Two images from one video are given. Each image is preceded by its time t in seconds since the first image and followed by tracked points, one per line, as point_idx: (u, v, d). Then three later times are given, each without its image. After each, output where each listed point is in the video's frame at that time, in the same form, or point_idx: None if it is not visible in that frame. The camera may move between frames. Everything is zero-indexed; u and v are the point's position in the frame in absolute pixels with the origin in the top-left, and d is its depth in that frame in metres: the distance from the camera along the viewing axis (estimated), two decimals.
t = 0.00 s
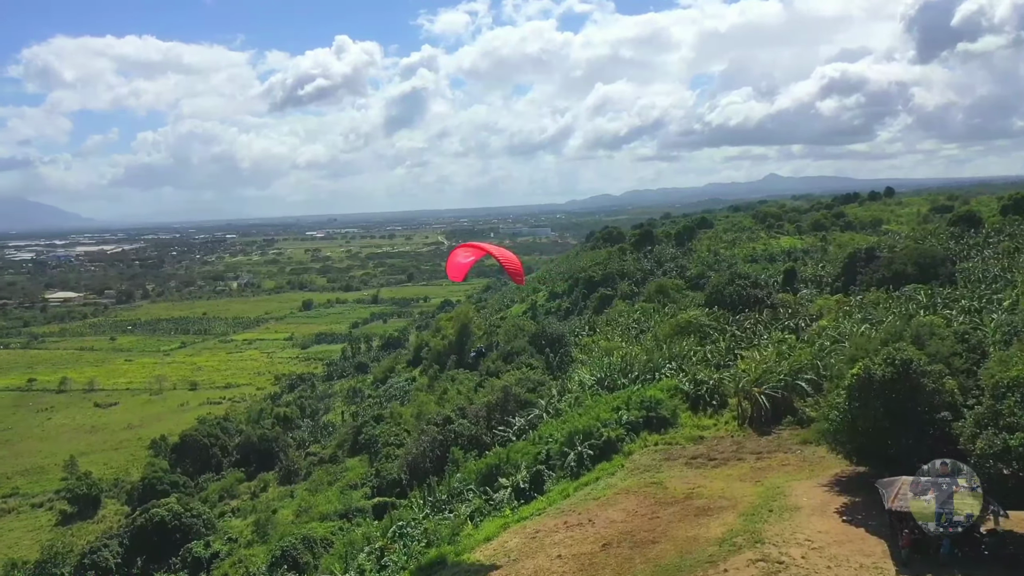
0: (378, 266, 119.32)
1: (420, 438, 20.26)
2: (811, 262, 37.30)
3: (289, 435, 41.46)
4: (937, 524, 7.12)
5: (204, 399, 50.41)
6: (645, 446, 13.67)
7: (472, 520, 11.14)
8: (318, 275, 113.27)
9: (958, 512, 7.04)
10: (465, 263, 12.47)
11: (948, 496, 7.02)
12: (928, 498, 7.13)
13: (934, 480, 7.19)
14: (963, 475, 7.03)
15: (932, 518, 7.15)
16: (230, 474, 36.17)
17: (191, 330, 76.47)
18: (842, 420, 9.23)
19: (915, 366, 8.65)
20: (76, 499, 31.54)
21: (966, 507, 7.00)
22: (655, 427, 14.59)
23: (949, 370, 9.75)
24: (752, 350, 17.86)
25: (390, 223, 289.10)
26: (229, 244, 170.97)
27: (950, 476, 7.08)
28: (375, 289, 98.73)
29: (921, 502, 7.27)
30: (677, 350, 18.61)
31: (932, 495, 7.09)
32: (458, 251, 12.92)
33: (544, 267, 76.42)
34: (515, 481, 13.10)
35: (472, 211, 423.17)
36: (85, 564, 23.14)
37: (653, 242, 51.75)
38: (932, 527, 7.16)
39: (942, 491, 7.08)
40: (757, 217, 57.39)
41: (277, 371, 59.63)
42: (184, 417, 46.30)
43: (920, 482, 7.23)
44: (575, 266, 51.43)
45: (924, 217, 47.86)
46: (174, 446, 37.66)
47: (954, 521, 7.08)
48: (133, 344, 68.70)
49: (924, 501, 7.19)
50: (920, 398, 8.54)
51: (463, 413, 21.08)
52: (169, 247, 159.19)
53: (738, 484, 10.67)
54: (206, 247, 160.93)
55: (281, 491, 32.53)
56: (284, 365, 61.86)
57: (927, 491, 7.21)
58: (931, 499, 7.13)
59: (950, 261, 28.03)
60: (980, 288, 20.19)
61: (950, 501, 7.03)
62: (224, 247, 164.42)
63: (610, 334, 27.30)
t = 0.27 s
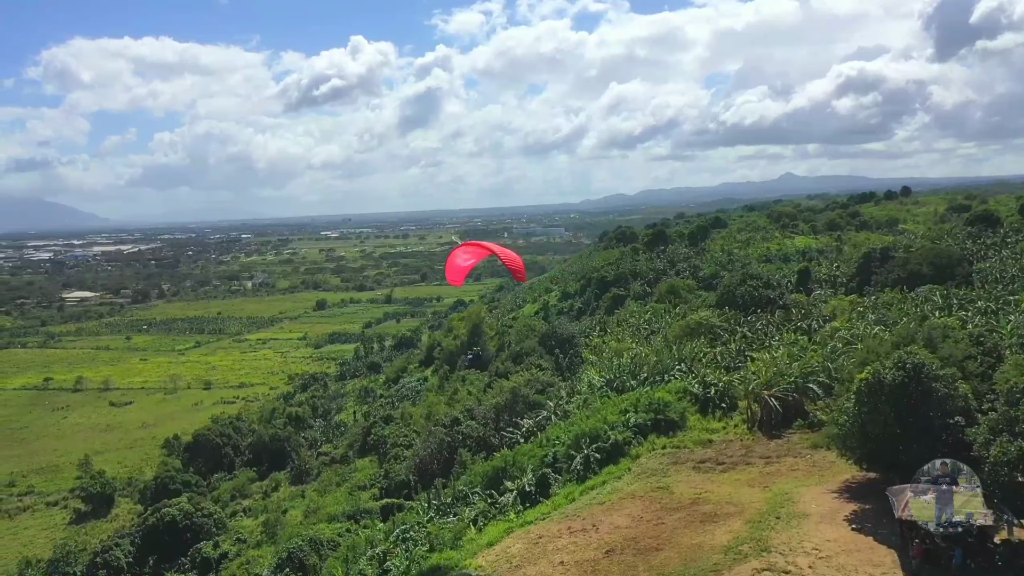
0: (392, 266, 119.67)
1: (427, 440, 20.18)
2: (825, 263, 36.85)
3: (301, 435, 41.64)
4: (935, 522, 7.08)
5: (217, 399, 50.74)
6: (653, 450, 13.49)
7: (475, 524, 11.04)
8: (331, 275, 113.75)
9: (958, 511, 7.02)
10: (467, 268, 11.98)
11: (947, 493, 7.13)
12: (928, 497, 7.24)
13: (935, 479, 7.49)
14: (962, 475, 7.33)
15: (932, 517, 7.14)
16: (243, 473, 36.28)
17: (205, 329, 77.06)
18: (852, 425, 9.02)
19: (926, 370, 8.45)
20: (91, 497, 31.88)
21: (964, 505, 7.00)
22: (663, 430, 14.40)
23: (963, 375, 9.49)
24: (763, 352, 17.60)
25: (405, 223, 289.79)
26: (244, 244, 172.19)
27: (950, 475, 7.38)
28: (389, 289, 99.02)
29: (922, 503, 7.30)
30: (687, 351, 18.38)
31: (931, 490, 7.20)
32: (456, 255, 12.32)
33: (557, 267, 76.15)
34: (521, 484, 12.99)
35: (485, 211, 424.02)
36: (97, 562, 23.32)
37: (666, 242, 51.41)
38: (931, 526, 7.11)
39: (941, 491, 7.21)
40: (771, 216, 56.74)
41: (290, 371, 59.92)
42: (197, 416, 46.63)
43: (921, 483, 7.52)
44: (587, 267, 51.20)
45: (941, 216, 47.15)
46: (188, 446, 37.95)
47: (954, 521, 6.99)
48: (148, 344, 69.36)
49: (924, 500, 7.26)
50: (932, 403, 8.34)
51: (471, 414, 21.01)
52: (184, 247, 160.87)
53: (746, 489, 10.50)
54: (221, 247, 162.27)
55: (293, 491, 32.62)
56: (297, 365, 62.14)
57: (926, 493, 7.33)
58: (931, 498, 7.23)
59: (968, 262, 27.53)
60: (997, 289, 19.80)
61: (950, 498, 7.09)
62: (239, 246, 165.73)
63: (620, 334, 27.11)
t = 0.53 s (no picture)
0: (402, 266, 119.92)
1: (431, 441, 20.13)
2: (835, 262, 36.50)
3: (310, 435, 41.74)
4: (935, 522, 6.99)
5: (227, 398, 50.98)
6: (655, 453, 13.37)
7: (473, 528, 10.97)
8: (342, 274, 114.11)
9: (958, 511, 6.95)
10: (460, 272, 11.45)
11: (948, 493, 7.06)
12: (929, 498, 7.15)
13: (935, 479, 7.40)
14: (962, 474, 7.26)
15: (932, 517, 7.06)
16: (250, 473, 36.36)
17: (216, 329, 77.53)
18: (853, 430, 8.87)
19: (929, 374, 8.30)
20: (100, 497, 32.07)
21: (965, 504, 6.92)
22: (666, 433, 14.27)
23: (969, 379, 9.32)
24: (769, 353, 17.41)
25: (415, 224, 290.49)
26: (255, 244, 173.23)
27: (950, 474, 7.29)
28: (398, 289, 99.23)
29: (922, 503, 7.23)
30: (692, 352, 18.22)
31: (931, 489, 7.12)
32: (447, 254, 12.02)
33: (565, 267, 76.02)
34: (521, 487, 12.91)
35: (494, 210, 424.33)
36: (104, 561, 23.42)
37: (675, 242, 51.16)
38: (932, 526, 6.99)
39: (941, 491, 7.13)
40: (782, 216, 56.29)
41: (300, 371, 60.13)
42: (207, 416, 46.87)
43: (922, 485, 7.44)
44: (595, 267, 51.01)
45: (954, 215, 46.60)
46: (196, 446, 38.09)
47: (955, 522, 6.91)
48: (159, 343, 69.85)
49: (924, 500, 7.17)
50: (935, 407, 8.19)
51: (475, 415, 20.96)
52: (196, 248, 162.00)
53: (748, 493, 10.36)
54: (232, 247, 163.33)
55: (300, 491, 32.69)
56: (307, 365, 62.37)
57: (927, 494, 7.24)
58: (931, 498, 7.14)
59: (980, 261, 27.15)
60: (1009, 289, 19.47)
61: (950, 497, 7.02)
62: (250, 246, 166.81)
63: (627, 335, 26.93)
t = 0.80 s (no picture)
0: (410, 266, 120.14)
1: (431, 442, 20.08)
2: (843, 262, 36.20)
3: (315, 435, 41.80)
4: (935, 522, 6.87)
5: (235, 398, 51.20)
6: (653, 455, 13.26)
7: (467, 532, 10.90)
8: (350, 274, 114.39)
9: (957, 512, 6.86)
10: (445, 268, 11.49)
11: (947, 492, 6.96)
12: (929, 497, 7.06)
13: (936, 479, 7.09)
14: (962, 474, 6.96)
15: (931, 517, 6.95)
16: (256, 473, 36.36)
17: (224, 329, 77.93)
18: (849, 434, 8.74)
19: (925, 377, 8.18)
20: (107, 497, 32.16)
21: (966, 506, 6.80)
22: (665, 435, 14.17)
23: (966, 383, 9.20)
24: (770, 354, 17.25)
25: (423, 224, 290.99)
26: (264, 245, 174.07)
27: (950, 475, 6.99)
28: (406, 289, 99.40)
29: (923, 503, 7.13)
30: (693, 354, 18.08)
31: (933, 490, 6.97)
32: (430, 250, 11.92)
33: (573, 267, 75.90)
34: (517, 489, 12.84)
35: (503, 210, 424.59)
36: (108, 562, 23.47)
37: (682, 241, 50.95)
38: (931, 527, 6.90)
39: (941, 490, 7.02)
40: (790, 216, 55.94)
41: (307, 370, 60.32)
42: (214, 415, 47.05)
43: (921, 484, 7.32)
44: (602, 266, 50.86)
45: (964, 214, 46.14)
46: (202, 445, 38.16)
47: (954, 522, 6.81)
48: (168, 343, 70.24)
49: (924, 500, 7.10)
50: (933, 411, 8.06)
51: (475, 416, 20.91)
52: (205, 247, 162.96)
53: (744, 497, 10.24)
54: (242, 247, 164.20)
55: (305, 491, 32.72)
56: (314, 365, 62.53)
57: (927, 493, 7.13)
58: (931, 498, 7.05)
59: (989, 261, 26.81)
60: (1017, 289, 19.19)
61: (950, 497, 6.92)
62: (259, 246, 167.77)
63: (631, 335, 26.80)
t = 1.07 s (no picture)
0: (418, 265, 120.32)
1: (431, 443, 20.04)
2: (850, 262, 35.94)
3: (321, 434, 41.85)
4: (935, 522, 6.79)
5: (242, 397, 51.40)
6: (649, 457, 13.18)
7: (459, 534, 10.86)
8: (358, 274, 114.70)
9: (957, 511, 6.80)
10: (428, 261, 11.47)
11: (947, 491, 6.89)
12: (929, 497, 6.99)
13: (935, 480, 6.96)
14: (962, 474, 6.84)
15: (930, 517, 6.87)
16: (261, 472, 36.41)
17: (232, 328, 78.25)
18: (840, 437, 8.64)
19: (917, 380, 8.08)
20: (113, 496, 32.17)
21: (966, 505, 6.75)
22: (662, 437, 14.09)
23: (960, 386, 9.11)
24: (770, 355, 17.12)
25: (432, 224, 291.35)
26: (274, 244, 174.97)
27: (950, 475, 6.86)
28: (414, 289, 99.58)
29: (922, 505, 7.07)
30: (692, 354, 17.98)
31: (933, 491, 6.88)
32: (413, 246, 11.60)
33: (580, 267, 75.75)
34: (512, 491, 12.80)
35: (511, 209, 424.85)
36: (112, 561, 23.43)
37: (689, 241, 50.75)
38: (930, 527, 6.84)
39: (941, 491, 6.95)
40: (798, 215, 55.57)
41: (314, 370, 60.51)
42: (221, 415, 47.21)
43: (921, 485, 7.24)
44: (608, 266, 50.73)
45: (973, 213, 45.70)
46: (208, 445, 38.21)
47: (954, 522, 6.75)
48: (177, 342, 70.65)
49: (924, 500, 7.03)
50: (925, 414, 7.98)
51: (475, 417, 20.88)
52: (215, 247, 163.90)
53: (737, 501, 10.17)
54: (252, 247, 165.06)
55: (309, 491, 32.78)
56: (321, 364, 62.72)
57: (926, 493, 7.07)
58: (931, 498, 6.99)
59: (997, 261, 26.49)
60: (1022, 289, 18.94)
61: (949, 498, 6.86)
62: (268, 246, 168.51)
63: (633, 335, 26.70)
